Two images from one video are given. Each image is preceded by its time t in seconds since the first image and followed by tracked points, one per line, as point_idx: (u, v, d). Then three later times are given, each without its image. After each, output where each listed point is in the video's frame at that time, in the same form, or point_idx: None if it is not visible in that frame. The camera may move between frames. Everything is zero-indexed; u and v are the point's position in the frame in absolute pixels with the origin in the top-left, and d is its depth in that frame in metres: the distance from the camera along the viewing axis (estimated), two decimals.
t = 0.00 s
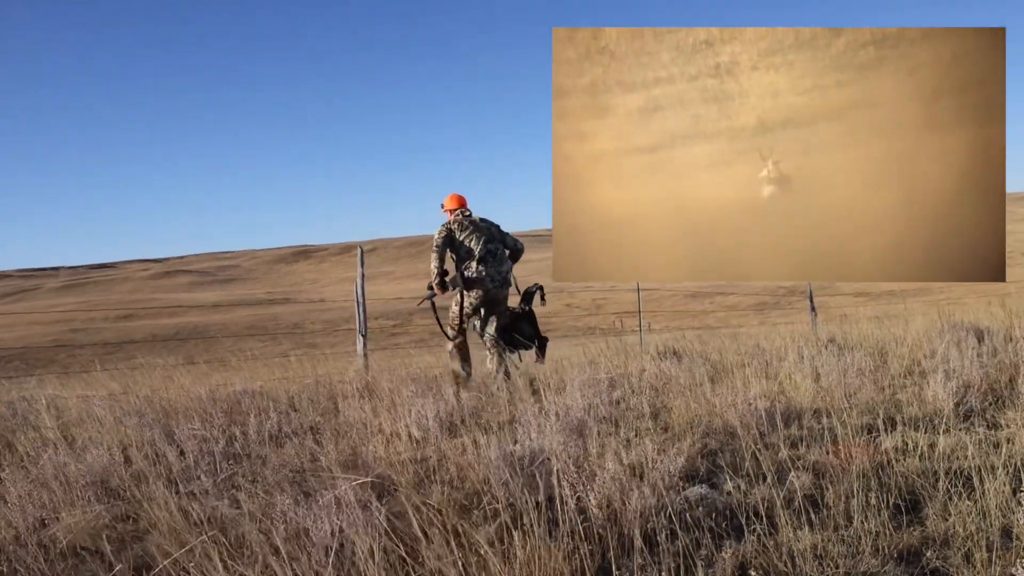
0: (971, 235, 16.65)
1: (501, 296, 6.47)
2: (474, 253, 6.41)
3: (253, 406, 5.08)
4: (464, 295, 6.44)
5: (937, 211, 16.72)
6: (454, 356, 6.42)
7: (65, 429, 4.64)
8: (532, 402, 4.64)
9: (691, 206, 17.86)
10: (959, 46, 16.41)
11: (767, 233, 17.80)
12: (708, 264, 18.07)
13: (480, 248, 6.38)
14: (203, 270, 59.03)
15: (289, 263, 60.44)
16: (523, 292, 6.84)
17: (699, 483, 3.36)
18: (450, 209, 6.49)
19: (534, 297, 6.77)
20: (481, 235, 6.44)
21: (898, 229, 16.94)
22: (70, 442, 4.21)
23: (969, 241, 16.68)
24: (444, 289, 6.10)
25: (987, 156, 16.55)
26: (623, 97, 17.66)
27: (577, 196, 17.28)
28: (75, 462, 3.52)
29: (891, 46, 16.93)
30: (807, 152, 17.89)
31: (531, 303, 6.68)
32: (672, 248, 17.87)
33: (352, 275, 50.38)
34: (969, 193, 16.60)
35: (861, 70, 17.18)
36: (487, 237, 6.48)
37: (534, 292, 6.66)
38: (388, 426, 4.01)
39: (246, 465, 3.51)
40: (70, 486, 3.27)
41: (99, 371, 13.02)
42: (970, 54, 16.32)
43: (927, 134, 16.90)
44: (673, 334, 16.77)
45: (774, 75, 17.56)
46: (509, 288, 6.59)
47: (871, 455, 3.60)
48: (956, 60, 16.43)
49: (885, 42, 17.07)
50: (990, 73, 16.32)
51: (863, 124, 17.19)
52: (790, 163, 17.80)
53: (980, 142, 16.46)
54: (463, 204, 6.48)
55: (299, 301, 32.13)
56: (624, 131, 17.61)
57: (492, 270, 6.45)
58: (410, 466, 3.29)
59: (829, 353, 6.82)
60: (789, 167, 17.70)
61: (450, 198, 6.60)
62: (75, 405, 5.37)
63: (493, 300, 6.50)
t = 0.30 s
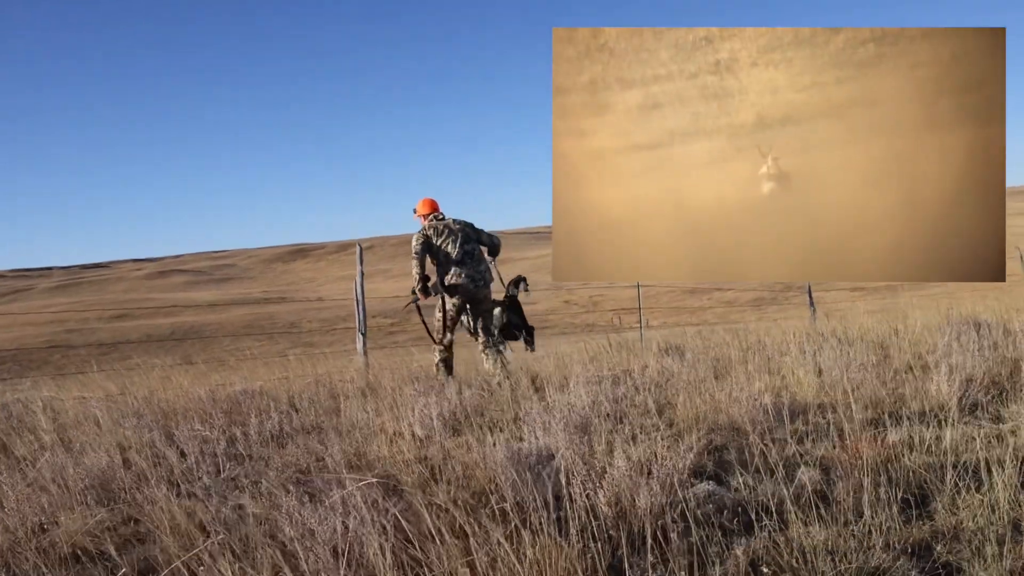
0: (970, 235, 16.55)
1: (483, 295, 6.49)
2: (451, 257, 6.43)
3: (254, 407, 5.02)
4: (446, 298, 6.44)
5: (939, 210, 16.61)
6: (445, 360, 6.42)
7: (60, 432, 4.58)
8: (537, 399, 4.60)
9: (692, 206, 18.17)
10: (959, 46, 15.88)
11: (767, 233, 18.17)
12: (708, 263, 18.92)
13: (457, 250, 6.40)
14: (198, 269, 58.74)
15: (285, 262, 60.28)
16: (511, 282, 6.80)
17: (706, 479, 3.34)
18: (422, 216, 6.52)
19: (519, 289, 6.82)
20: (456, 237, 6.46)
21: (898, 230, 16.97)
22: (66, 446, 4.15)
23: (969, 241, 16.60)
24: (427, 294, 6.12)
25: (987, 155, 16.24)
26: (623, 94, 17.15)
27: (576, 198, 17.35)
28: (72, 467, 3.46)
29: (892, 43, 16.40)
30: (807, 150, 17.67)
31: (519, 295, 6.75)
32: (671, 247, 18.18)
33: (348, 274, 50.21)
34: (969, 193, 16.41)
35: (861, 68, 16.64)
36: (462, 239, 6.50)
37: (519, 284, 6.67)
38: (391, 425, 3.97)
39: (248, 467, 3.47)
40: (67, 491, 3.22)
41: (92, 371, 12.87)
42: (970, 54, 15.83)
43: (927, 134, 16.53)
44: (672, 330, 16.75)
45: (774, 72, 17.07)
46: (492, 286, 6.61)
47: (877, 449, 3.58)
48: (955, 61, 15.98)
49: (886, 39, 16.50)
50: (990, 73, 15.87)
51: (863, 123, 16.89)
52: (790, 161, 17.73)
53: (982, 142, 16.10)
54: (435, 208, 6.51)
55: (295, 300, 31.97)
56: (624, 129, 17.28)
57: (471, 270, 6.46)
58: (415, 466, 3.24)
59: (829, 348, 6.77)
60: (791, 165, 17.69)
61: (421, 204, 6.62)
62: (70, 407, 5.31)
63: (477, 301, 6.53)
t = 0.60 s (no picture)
0: (969, 236, 16.52)
1: (473, 295, 6.50)
2: (439, 261, 6.40)
3: (259, 409, 5.00)
4: (437, 302, 6.43)
5: (940, 210, 16.74)
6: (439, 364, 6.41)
7: (68, 434, 4.57)
8: (545, 401, 4.57)
9: (693, 206, 19.37)
10: (959, 47, 15.65)
11: (767, 233, 19.29)
12: (709, 262, 20.24)
13: (444, 253, 6.38)
14: (200, 271, 58.81)
15: (287, 263, 60.39)
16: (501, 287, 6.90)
17: (719, 482, 3.31)
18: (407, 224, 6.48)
19: (509, 295, 6.90)
20: (443, 241, 6.43)
21: (898, 230, 17.54)
22: (74, 448, 4.13)
23: (970, 241, 16.51)
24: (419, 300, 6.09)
25: (987, 157, 16.18)
26: (623, 95, 17.57)
27: (578, 198, 17.36)
28: (81, 471, 3.45)
29: (892, 44, 16.81)
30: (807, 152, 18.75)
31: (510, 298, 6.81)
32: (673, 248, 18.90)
33: (350, 275, 50.26)
34: (970, 193, 16.52)
35: (860, 70, 17.23)
36: (449, 242, 6.47)
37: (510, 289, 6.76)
38: (400, 428, 3.94)
39: (257, 471, 3.45)
40: (75, 495, 3.20)
41: (96, 373, 12.90)
42: (969, 54, 15.54)
43: (928, 135, 16.97)
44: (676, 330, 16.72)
45: (774, 73, 17.89)
46: (481, 287, 6.63)
47: (890, 449, 3.55)
48: (955, 62, 15.80)
49: (886, 41, 16.92)
50: (991, 74, 15.48)
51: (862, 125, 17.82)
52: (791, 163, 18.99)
53: (982, 143, 16.07)
54: (419, 215, 6.48)
55: (298, 301, 32.05)
56: (625, 129, 17.78)
57: (459, 272, 6.46)
58: (427, 470, 3.21)
59: (834, 347, 6.70)
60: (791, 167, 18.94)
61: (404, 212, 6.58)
62: (77, 408, 5.32)
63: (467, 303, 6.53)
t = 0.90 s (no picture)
0: (970, 235, 16.71)
1: (476, 303, 6.49)
2: (443, 267, 6.39)
3: (270, 413, 4.99)
4: (439, 308, 6.41)
5: (940, 208, 16.88)
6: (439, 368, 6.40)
7: (80, 439, 4.56)
8: (557, 406, 4.54)
9: (692, 206, 19.00)
10: (960, 47, 16.05)
11: (767, 233, 18.67)
12: (708, 263, 19.59)
13: (449, 260, 6.38)
14: (208, 271, 58.98)
15: (295, 264, 60.58)
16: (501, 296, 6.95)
17: (737, 490, 3.28)
18: (416, 229, 6.50)
19: (508, 305, 6.96)
20: (448, 248, 6.43)
21: (898, 230, 17.29)
22: (86, 454, 4.12)
23: (970, 240, 16.75)
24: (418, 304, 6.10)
25: (987, 155, 16.53)
26: (623, 94, 17.66)
27: (578, 199, 17.61)
28: (96, 476, 3.44)
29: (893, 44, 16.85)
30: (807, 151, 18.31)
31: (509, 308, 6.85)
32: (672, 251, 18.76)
33: (357, 276, 50.31)
34: (970, 193, 16.72)
35: (860, 68, 17.21)
36: (454, 249, 6.47)
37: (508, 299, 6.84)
38: (413, 434, 3.92)
39: (271, 479, 3.43)
40: (90, 500, 3.19)
41: (106, 374, 12.97)
42: (970, 54, 16.00)
43: (926, 134, 16.98)
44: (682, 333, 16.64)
45: (775, 72, 17.81)
46: (483, 294, 6.61)
47: (908, 458, 3.51)
48: (957, 61, 16.15)
49: (887, 40, 16.97)
50: (991, 74, 16.05)
51: (862, 124, 17.51)
52: (790, 162, 18.49)
53: (982, 142, 16.37)
54: (428, 222, 6.49)
55: (304, 302, 32.15)
56: (625, 129, 17.89)
57: (463, 279, 6.45)
58: (440, 478, 3.19)
59: (846, 351, 6.66)
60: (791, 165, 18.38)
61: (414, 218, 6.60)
62: (87, 412, 5.33)
63: (470, 310, 6.51)
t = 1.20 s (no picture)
0: (969, 235, 16.55)
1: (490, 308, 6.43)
2: (458, 271, 6.40)
3: (291, 407, 5.03)
4: (452, 310, 6.42)
5: (939, 208, 16.72)
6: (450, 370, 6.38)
7: (112, 426, 4.66)
8: (577, 407, 4.53)
9: (693, 206, 18.32)
10: (960, 48, 16.24)
11: (767, 233, 18.19)
12: (707, 264, 18.85)
13: (463, 263, 6.38)
14: (227, 268, 59.52)
15: (313, 260, 60.95)
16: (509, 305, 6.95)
17: (754, 497, 3.25)
18: (436, 231, 6.55)
19: (515, 315, 6.95)
20: (464, 252, 6.45)
21: (898, 230, 17.09)
22: (119, 442, 4.20)
23: (970, 240, 16.59)
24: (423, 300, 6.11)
25: (987, 156, 16.52)
26: (623, 95, 17.65)
27: (578, 198, 17.25)
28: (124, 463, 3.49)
29: (892, 44, 17.03)
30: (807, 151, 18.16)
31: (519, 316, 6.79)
32: (673, 252, 18.19)
33: (374, 274, 50.45)
34: (970, 193, 16.57)
35: (860, 68, 17.36)
36: (471, 253, 6.47)
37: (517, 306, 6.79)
38: (432, 432, 3.92)
39: (293, 473, 3.46)
40: (117, 484, 3.24)
41: (131, 368, 13.18)
42: (970, 54, 16.18)
43: (927, 134, 16.95)
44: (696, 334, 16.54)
45: (774, 72, 17.82)
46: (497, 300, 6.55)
47: (932, 471, 3.46)
48: (957, 61, 16.31)
49: (886, 40, 17.13)
50: (990, 74, 16.20)
51: (862, 123, 17.43)
52: (790, 162, 18.15)
53: (983, 142, 16.38)
54: (448, 224, 6.53)
55: (322, 298, 32.38)
56: (624, 129, 17.74)
57: (477, 283, 6.42)
58: (460, 476, 3.19)
59: (870, 358, 6.55)
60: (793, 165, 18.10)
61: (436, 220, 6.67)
62: (120, 402, 5.39)
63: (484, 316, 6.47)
